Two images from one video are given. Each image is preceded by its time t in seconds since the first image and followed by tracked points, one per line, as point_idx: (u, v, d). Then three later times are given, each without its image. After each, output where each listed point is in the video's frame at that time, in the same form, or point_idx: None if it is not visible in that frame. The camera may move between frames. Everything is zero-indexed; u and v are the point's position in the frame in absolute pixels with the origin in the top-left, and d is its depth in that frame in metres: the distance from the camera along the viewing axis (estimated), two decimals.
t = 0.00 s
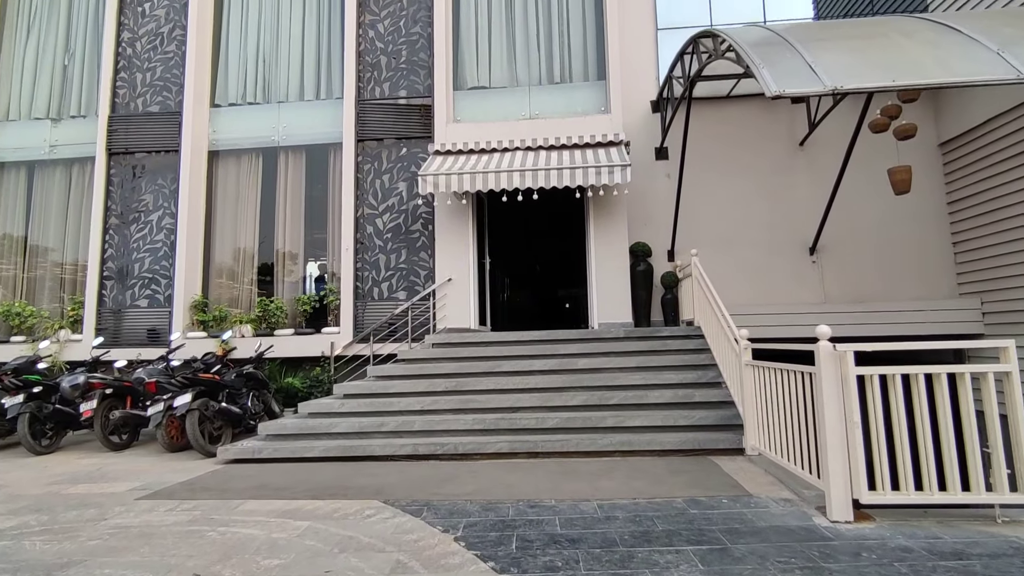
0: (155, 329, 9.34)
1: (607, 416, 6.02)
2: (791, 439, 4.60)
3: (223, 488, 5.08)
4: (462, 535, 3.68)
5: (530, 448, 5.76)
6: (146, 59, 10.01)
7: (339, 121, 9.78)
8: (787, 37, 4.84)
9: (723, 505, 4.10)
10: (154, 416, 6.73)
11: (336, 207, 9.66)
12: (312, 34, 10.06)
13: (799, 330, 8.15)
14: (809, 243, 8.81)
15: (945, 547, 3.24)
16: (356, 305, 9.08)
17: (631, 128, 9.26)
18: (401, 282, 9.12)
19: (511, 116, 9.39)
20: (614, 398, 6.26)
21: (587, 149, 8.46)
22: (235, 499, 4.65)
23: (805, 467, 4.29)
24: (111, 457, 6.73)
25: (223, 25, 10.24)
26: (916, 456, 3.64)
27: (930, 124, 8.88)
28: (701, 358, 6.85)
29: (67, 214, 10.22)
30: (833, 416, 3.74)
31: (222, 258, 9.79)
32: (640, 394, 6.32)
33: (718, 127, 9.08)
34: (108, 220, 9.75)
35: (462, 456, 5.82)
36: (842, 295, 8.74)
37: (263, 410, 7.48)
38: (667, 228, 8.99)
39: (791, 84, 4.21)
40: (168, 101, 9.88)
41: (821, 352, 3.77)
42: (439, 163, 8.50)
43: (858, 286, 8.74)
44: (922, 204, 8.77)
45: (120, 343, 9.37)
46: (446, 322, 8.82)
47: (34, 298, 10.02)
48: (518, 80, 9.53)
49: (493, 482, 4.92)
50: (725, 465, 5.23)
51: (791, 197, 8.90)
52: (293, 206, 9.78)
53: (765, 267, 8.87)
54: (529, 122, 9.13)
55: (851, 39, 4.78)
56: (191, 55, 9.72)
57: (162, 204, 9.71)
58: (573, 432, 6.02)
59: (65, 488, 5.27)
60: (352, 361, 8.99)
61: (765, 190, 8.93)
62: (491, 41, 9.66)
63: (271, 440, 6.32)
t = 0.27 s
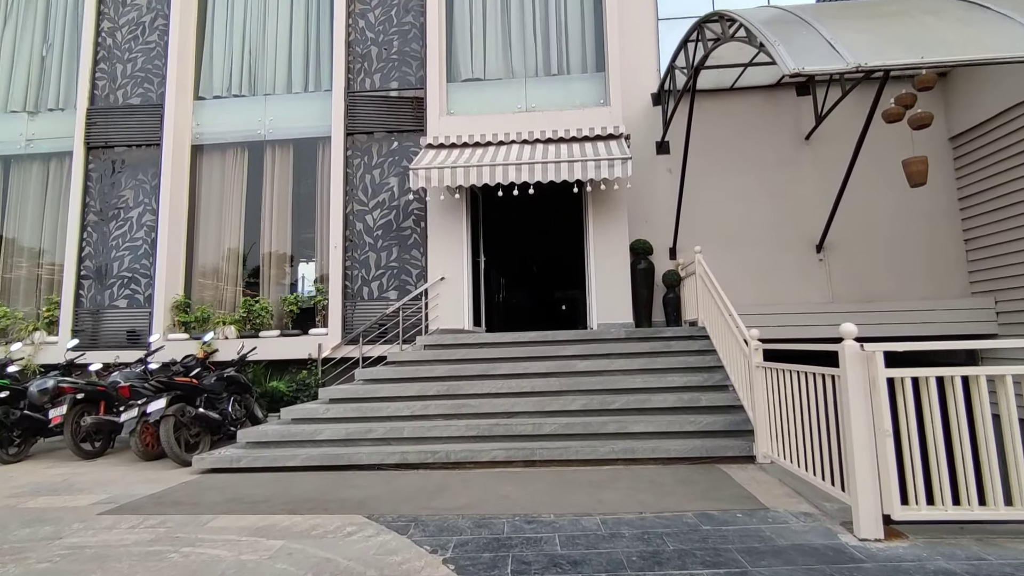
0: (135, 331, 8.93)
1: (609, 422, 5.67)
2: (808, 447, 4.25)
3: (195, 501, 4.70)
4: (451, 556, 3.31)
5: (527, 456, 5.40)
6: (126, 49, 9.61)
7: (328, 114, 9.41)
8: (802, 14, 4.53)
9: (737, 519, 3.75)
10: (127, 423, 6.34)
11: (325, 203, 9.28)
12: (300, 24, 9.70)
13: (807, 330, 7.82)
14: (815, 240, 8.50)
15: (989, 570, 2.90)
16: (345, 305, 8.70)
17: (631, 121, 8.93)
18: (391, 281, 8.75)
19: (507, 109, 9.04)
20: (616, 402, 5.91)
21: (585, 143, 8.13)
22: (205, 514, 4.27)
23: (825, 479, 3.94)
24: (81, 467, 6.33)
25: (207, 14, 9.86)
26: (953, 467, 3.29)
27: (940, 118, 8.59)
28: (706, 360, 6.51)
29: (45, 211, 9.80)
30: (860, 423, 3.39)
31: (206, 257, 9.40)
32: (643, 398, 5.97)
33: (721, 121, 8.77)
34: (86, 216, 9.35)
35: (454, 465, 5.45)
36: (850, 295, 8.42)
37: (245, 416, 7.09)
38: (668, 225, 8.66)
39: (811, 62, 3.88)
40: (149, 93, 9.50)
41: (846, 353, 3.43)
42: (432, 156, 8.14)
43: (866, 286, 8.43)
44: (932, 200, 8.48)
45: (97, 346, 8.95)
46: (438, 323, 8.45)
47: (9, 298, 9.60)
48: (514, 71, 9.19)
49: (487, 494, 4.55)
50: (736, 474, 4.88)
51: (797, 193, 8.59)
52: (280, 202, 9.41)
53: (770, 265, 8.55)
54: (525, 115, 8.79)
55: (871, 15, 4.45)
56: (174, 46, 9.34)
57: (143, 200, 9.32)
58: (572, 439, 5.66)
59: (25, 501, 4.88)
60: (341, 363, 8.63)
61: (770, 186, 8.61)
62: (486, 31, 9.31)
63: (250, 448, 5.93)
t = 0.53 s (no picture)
0: (116, 336, 8.53)
1: (615, 433, 5.29)
2: (835, 463, 3.89)
3: (166, 523, 4.31)
4: None
5: (527, 471, 5.03)
6: (109, 43, 9.24)
7: (319, 110, 9.05)
8: None
9: (762, 546, 3.38)
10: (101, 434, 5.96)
11: (315, 203, 8.91)
12: (289, 17, 9.34)
13: (819, 335, 7.46)
14: (826, 241, 8.15)
15: None
16: (336, 309, 8.31)
17: (634, 117, 8.59)
18: (384, 284, 8.37)
19: (505, 104, 8.69)
20: (621, 413, 5.54)
21: (587, 139, 7.78)
22: (175, 539, 3.89)
23: (858, 500, 3.57)
24: (51, 482, 5.93)
25: (194, 7, 9.50)
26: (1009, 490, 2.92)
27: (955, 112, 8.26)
28: (717, 366, 6.13)
29: (23, 212, 9.41)
30: (902, 441, 3.02)
31: (192, 259, 9.02)
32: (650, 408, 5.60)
33: (727, 118, 8.45)
34: (66, 217, 8.96)
35: (449, 481, 5.08)
36: (863, 298, 8.07)
37: (227, 427, 6.69)
38: (674, 225, 8.31)
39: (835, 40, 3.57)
40: (133, 89, 9.12)
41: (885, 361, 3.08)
42: (426, 153, 7.78)
43: (880, 287, 8.08)
44: (948, 198, 8.14)
45: (76, 352, 8.55)
46: (433, 328, 8.07)
47: None
48: (512, 65, 8.84)
49: (484, 515, 4.18)
50: (753, 492, 4.51)
51: (807, 191, 8.25)
52: (268, 202, 9.03)
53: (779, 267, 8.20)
54: (524, 111, 8.44)
55: None
56: (158, 39, 8.97)
57: (125, 200, 8.94)
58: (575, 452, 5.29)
59: None
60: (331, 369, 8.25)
61: (779, 184, 8.27)
62: (483, 23, 8.96)
63: (231, 463, 5.54)
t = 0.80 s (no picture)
0: (96, 340, 8.13)
1: (622, 445, 4.91)
2: (870, 479, 3.52)
3: (131, 546, 3.92)
4: None
5: (528, 487, 4.64)
6: (92, 35, 8.87)
7: (310, 104, 8.68)
8: None
9: None
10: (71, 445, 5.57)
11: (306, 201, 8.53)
12: (280, 8, 8.97)
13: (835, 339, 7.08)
14: (840, 240, 7.80)
15: None
16: (326, 312, 7.92)
17: (639, 111, 8.23)
18: (378, 285, 7.98)
19: (504, 98, 8.33)
20: (629, 422, 5.16)
21: (590, 133, 7.42)
22: (137, 567, 3.50)
23: (900, 523, 3.19)
24: (17, 497, 5.53)
25: None
26: None
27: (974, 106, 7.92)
28: (730, 372, 5.75)
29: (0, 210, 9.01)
30: (959, 457, 2.68)
31: (177, 260, 8.63)
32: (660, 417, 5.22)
33: (735, 112, 8.12)
34: (45, 215, 8.56)
35: (444, 497, 4.69)
36: (879, 299, 7.70)
37: (208, 437, 6.26)
38: (681, 224, 7.95)
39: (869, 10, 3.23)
40: (116, 82, 8.75)
41: (937, 367, 2.73)
42: (421, 148, 7.40)
43: (897, 289, 7.71)
44: (967, 195, 7.79)
45: (54, 357, 8.15)
46: (429, 331, 7.68)
47: None
48: (512, 58, 8.48)
49: (481, 538, 3.79)
50: (775, 510, 4.13)
51: (820, 188, 7.90)
52: (257, 200, 8.65)
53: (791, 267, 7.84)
54: (524, 104, 8.08)
55: None
56: (143, 30, 8.60)
57: (107, 197, 8.56)
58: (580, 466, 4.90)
59: None
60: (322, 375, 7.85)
61: (790, 181, 7.93)
62: (481, 14, 8.60)
63: (209, 477, 5.15)
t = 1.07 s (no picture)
0: (71, 347, 7.71)
1: (630, 462, 4.52)
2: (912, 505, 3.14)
3: None
4: None
5: (527, 509, 4.24)
6: (71, 28, 8.50)
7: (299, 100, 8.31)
8: None
9: None
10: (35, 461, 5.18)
11: (294, 201, 8.15)
12: None
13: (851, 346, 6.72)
14: (854, 243, 7.45)
15: None
16: (314, 317, 7.52)
17: (642, 108, 7.88)
18: (369, 289, 7.59)
19: (502, 94, 7.97)
20: (636, 437, 4.77)
21: (592, 130, 7.06)
22: None
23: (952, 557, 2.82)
24: None
25: None
26: None
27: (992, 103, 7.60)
28: (743, 382, 5.38)
29: None
30: None
31: (158, 262, 8.23)
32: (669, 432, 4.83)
33: (743, 109, 7.79)
34: (19, 216, 8.16)
35: (435, 520, 4.28)
36: (895, 305, 7.35)
37: (185, 452, 5.83)
38: (687, 226, 7.59)
39: None
40: (96, 77, 8.37)
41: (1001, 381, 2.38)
42: (414, 144, 7.03)
43: (913, 293, 7.36)
44: (986, 195, 7.45)
45: (27, 365, 7.72)
46: (422, 338, 7.29)
47: None
48: (510, 52, 8.12)
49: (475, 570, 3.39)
50: (800, 536, 3.74)
51: (832, 189, 7.56)
52: (243, 201, 8.26)
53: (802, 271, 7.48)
54: (522, 100, 7.72)
55: None
56: (124, 23, 8.23)
57: (85, 197, 8.16)
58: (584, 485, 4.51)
59: None
60: (309, 385, 7.45)
61: (801, 180, 7.59)
62: (478, 7, 8.25)
63: (181, 497, 4.74)
